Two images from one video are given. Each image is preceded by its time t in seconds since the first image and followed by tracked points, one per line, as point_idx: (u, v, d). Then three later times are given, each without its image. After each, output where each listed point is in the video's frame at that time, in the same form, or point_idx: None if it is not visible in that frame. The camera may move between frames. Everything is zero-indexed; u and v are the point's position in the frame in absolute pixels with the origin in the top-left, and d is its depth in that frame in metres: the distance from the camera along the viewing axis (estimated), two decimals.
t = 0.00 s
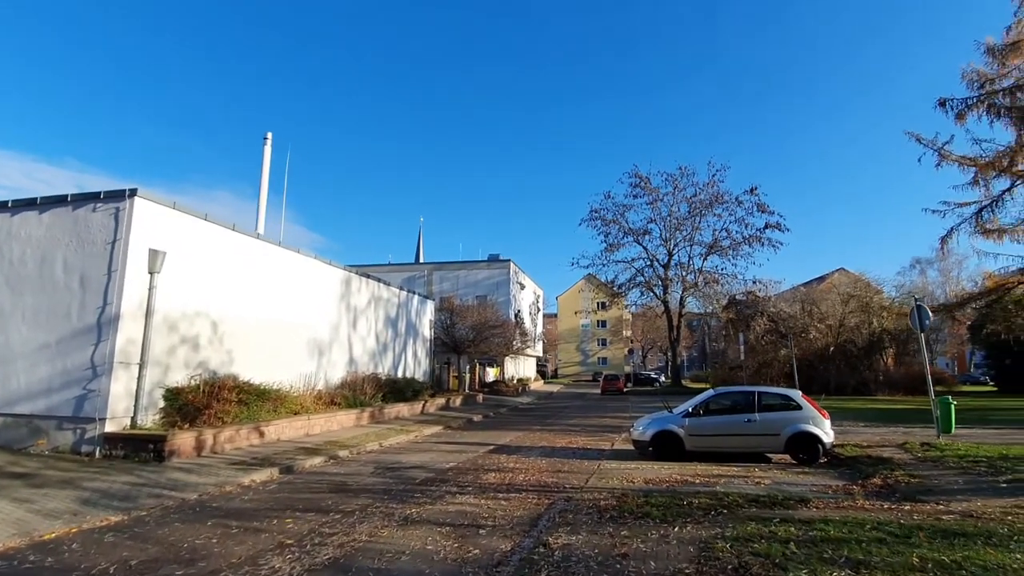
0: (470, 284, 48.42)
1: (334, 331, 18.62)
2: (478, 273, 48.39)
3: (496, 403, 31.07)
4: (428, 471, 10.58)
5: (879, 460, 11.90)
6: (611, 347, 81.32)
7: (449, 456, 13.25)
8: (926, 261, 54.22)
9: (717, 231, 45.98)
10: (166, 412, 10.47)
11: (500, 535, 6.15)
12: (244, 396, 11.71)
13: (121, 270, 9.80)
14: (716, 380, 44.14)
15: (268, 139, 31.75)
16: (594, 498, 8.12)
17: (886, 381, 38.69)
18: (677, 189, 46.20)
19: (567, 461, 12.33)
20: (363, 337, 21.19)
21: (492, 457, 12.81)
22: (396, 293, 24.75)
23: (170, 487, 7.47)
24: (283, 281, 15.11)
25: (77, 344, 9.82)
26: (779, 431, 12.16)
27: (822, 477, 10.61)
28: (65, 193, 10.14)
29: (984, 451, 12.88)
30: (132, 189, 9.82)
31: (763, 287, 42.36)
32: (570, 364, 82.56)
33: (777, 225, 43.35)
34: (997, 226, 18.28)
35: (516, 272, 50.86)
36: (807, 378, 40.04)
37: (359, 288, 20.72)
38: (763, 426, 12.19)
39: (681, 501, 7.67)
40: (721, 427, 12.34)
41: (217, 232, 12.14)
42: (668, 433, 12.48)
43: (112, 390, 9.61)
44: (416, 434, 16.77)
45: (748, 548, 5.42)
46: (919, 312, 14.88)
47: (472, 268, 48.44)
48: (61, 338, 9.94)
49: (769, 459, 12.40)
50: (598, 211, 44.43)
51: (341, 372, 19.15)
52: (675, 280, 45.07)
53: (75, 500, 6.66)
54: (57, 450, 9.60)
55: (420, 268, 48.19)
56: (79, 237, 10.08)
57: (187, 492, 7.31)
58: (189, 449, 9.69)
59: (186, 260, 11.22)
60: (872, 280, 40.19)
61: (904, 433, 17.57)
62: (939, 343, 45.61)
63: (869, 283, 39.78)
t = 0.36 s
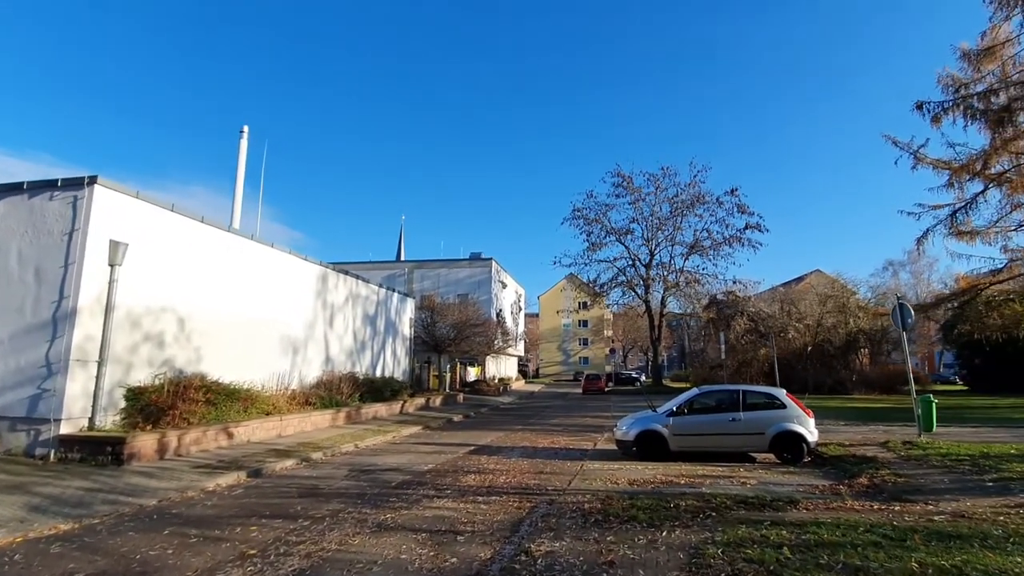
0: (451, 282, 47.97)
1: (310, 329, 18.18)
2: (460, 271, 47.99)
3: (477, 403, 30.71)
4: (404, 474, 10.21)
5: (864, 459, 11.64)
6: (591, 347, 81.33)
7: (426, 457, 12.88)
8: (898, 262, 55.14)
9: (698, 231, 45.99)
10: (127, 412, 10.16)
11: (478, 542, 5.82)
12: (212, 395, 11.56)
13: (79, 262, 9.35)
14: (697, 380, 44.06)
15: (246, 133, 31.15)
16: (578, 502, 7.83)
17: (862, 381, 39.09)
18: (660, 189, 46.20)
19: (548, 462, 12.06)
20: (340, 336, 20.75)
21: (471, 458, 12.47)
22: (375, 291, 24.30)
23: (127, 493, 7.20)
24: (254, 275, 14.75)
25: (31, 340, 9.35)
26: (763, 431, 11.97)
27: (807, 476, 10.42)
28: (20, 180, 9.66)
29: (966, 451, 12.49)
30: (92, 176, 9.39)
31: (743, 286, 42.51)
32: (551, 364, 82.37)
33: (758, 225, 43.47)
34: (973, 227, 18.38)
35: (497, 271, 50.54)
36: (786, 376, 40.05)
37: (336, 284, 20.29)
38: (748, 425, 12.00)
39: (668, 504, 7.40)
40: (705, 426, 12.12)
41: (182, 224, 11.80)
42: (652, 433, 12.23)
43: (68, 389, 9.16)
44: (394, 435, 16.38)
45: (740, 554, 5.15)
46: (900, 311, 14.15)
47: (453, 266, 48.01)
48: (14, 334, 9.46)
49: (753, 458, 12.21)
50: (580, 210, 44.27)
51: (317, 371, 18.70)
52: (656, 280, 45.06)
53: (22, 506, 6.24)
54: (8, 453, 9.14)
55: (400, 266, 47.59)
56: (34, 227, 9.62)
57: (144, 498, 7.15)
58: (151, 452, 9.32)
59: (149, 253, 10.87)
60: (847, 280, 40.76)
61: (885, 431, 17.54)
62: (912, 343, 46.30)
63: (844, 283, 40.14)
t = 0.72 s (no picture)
0: (437, 281, 47.58)
1: (289, 328, 17.77)
2: (446, 270, 47.58)
3: (462, 403, 30.32)
4: (385, 481, 9.84)
5: (857, 461, 11.36)
6: (578, 347, 81.16)
7: (409, 461, 12.48)
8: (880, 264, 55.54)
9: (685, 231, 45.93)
10: (90, 414, 10.17)
11: (462, 555, 5.47)
12: (184, 397, 11.64)
13: (38, 256, 9.36)
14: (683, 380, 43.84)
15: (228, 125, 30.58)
16: (569, 509, 7.52)
17: (845, 380, 39.19)
18: (647, 189, 46.11)
19: (534, 465, 11.74)
20: (321, 334, 20.31)
21: (454, 462, 12.11)
22: (358, 289, 23.85)
23: (84, 502, 7.69)
24: (230, 272, 14.64)
25: None
26: (754, 433, 11.69)
27: (801, 480, 10.17)
28: None
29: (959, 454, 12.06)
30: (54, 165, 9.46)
31: (729, 287, 42.52)
32: (537, 364, 82.02)
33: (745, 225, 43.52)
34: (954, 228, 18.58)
35: (484, 270, 50.18)
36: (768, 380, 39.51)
37: (318, 282, 19.88)
38: (740, 427, 11.72)
39: (661, 511, 7.12)
40: (697, 428, 11.83)
41: (149, 217, 11.81)
42: (641, 435, 11.92)
43: (26, 390, 9.20)
44: (377, 437, 15.94)
45: (741, 568, 4.84)
46: (892, 311, 14.04)
47: (439, 265, 47.63)
48: None
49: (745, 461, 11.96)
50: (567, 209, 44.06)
51: (297, 371, 18.26)
52: (643, 280, 44.99)
53: None
54: None
55: (385, 264, 47.08)
56: None
57: (103, 508, 7.57)
58: (115, 457, 9.48)
59: (114, 247, 10.92)
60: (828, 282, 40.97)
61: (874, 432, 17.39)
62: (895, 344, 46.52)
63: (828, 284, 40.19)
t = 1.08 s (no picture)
0: (427, 280, 47.09)
1: (274, 326, 17.33)
2: (436, 269, 47.11)
3: (452, 404, 29.85)
4: (371, 486, 9.41)
5: (858, 464, 11.02)
6: (569, 347, 80.86)
7: (396, 464, 12.04)
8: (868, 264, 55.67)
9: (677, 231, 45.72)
10: (60, 416, 9.95)
11: (452, 567, 5.09)
12: (160, 398, 11.37)
13: (4, 248, 9.10)
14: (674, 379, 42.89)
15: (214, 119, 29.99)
16: (565, 517, 7.14)
17: (835, 380, 39.15)
18: (639, 188, 45.85)
19: (527, 468, 11.34)
20: (307, 333, 19.86)
21: (443, 465, 11.69)
22: (346, 287, 23.36)
23: (48, 509, 7.38)
24: (212, 267, 14.32)
25: None
26: (752, 435, 11.36)
27: (803, 484, 9.83)
28: None
29: (961, 455, 11.73)
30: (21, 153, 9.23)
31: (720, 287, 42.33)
32: (527, 364, 81.67)
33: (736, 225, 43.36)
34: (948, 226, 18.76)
35: (474, 269, 49.75)
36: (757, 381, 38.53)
37: (304, 280, 19.41)
38: (738, 429, 11.38)
39: (662, 519, 6.77)
40: (694, 430, 11.47)
41: (124, 209, 11.56)
42: (637, 436, 11.56)
43: None
44: (364, 439, 15.51)
45: None
46: (892, 311, 13.53)
47: (429, 264, 47.15)
48: None
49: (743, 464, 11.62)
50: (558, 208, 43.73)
51: (281, 371, 17.82)
52: (634, 280, 44.76)
53: None
54: None
55: (375, 263, 46.54)
56: None
57: (69, 516, 7.24)
58: (85, 461, 9.16)
59: (87, 240, 10.66)
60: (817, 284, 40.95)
61: (871, 433, 17.14)
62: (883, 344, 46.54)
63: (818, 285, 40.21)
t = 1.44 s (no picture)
0: (419, 279, 46.64)
1: (259, 325, 16.98)
2: (428, 267, 46.61)
3: (444, 404, 29.42)
4: (358, 491, 9.01)
5: (863, 467, 10.66)
6: (561, 347, 80.56)
7: (385, 467, 11.60)
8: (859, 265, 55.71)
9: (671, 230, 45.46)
10: (32, 417, 9.54)
11: None
12: (138, 399, 10.98)
13: None
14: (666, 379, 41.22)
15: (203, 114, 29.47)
16: (562, 525, 6.74)
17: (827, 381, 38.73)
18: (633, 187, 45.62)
19: (523, 471, 10.94)
20: (296, 332, 19.49)
21: (435, 469, 11.28)
22: (335, 284, 22.91)
23: (14, 518, 6.95)
24: (196, 262, 13.96)
25: None
26: (754, 437, 10.98)
27: (807, 488, 9.47)
28: None
29: (965, 458, 11.43)
30: None
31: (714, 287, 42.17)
32: (519, 364, 81.29)
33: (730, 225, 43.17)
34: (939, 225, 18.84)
35: (467, 268, 49.27)
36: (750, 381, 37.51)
37: (292, 277, 19.01)
38: (739, 431, 11.00)
39: (667, 528, 6.41)
40: (693, 433, 11.10)
41: (102, 201, 11.16)
42: (635, 439, 11.18)
43: None
44: (353, 441, 15.11)
45: None
46: (894, 310, 13.20)
47: (421, 263, 46.72)
48: None
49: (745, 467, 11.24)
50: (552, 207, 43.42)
51: (268, 371, 17.46)
52: (628, 280, 44.54)
53: None
54: None
55: (366, 261, 46.09)
56: None
57: (35, 525, 6.82)
58: (56, 466, 8.74)
59: (60, 233, 10.27)
60: (808, 285, 40.83)
61: (869, 434, 16.86)
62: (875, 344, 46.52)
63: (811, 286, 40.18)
